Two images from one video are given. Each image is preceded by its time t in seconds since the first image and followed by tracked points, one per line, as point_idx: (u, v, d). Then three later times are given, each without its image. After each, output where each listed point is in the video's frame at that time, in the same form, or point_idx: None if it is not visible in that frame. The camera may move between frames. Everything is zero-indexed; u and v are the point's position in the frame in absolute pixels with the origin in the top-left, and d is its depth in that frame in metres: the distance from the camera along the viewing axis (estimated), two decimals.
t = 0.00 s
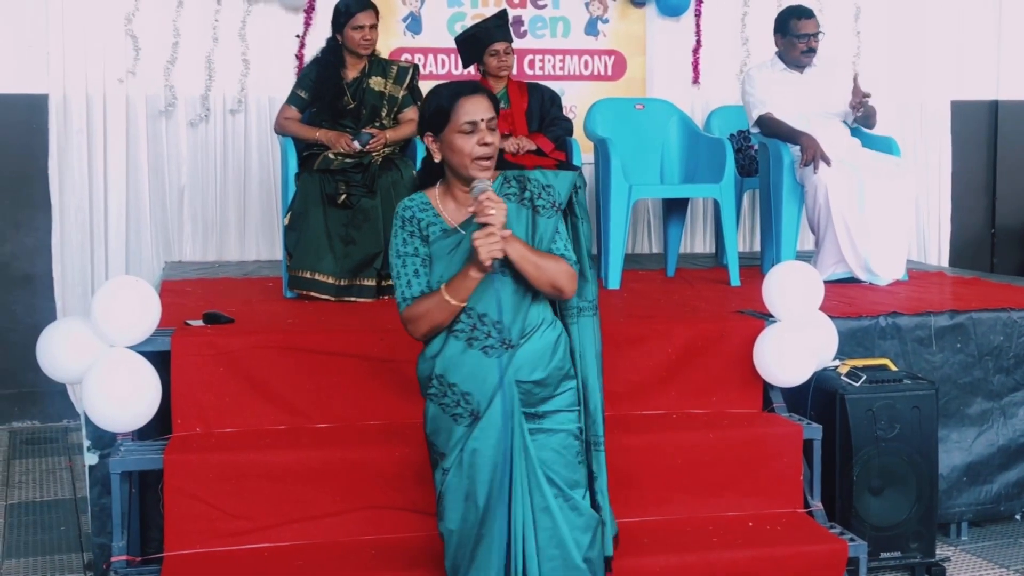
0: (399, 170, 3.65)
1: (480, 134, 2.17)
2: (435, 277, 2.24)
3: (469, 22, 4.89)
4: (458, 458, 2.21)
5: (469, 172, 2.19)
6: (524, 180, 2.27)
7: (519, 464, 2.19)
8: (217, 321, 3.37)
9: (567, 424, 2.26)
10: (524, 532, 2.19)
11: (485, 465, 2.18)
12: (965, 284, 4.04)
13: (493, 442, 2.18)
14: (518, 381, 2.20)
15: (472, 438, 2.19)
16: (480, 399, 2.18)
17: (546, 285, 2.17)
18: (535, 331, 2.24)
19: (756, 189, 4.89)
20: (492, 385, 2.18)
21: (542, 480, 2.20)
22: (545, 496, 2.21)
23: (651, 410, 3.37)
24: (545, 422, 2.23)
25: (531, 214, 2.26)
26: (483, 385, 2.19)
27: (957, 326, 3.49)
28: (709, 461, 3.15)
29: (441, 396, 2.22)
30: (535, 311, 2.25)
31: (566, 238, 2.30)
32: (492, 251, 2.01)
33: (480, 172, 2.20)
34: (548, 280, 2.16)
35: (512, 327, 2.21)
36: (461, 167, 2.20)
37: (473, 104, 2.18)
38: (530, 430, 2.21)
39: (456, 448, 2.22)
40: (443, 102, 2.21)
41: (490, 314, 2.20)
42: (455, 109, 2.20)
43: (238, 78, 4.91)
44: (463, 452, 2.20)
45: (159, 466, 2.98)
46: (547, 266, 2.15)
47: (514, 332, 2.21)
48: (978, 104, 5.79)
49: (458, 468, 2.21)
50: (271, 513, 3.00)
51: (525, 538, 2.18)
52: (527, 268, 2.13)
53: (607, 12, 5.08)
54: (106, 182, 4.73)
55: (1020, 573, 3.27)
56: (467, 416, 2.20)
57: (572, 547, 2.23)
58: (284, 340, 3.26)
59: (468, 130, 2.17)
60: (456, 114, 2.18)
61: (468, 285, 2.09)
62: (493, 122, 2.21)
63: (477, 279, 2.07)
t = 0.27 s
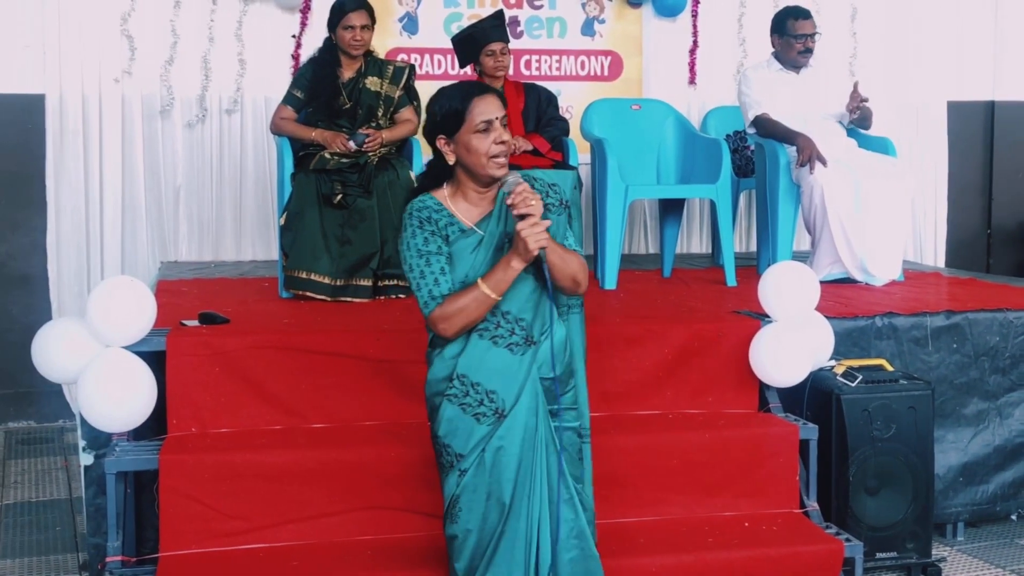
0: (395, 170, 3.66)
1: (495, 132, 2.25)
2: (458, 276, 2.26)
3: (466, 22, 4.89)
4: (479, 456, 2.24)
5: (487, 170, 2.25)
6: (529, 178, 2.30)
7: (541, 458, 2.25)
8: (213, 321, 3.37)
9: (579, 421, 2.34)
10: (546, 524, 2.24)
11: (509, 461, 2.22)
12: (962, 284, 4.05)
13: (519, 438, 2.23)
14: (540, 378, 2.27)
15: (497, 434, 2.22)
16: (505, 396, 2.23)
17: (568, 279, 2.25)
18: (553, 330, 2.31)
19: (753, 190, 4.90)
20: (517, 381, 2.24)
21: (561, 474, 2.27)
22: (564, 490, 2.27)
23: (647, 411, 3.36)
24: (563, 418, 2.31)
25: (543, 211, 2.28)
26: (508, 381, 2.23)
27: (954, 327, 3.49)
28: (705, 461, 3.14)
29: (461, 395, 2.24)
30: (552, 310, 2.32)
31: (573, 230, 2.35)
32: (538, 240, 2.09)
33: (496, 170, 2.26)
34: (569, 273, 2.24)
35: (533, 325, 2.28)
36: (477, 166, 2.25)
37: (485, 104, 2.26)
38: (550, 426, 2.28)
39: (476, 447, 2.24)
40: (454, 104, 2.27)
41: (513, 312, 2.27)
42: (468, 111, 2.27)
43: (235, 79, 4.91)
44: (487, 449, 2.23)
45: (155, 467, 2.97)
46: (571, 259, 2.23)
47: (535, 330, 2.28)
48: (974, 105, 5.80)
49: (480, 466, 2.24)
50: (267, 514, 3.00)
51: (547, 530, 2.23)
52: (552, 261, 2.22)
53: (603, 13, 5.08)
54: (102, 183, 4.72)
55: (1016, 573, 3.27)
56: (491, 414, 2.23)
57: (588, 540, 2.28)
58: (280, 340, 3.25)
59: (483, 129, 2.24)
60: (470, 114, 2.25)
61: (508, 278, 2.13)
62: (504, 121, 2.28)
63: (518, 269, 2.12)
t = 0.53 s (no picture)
0: (382, 170, 3.64)
1: (512, 132, 2.22)
2: (474, 272, 2.26)
3: (453, 22, 4.89)
4: (493, 453, 2.24)
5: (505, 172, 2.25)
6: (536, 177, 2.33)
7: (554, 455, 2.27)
8: (199, 321, 3.36)
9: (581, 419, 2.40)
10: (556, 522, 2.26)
11: (523, 458, 2.23)
12: (947, 284, 4.06)
13: (534, 434, 2.24)
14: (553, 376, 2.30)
15: (512, 431, 2.23)
16: (522, 393, 2.24)
17: (579, 278, 2.31)
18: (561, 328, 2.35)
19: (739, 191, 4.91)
20: (532, 378, 2.25)
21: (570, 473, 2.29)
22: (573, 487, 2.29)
23: (634, 411, 3.37)
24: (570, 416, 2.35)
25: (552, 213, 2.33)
26: (526, 378, 2.25)
27: (939, 327, 3.51)
28: (691, 461, 3.15)
29: (476, 392, 2.24)
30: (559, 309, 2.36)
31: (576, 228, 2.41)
32: (564, 238, 2.11)
33: (514, 168, 2.24)
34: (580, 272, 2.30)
35: (546, 323, 2.30)
36: (496, 165, 2.24)
37: (500, 103, 2.23)
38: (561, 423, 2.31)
39: (489, 443, 2.24)
40: (469, 103, 2.24)
41: (528, 309, 2.28)
42: (483, 111, 2.23)
43: (222, 79, 4.90)
44: (502, 446, 2.23)
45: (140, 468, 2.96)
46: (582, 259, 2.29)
47: (548, 328, 2.31)
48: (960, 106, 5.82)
49: (493, 462, 2.24)
50: (252, 514, 2.99)
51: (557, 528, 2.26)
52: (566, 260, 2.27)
53: (591, 13, 5.09)
54: (88, 183, 4.70)
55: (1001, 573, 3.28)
56: (507, 411, 2.24)
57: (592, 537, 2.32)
58: (266, 341, 3.25)
59: (499, 129, 2.22)
60: (486, 114, 2.22)
61: (530, 276, 2.14)
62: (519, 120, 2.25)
63: (541, 267, 2.13)
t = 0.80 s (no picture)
0: (363, 170, 3.65)
1: (513, 141, 2.21)
2: (483, 272, 2.25)
3: (434, 22, 4.88)
4: (505, 452, 2.25)
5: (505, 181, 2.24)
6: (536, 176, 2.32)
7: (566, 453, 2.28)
8: (178, 322, 3.34)
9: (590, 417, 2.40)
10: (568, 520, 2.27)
11: (536, 456, 2.24)
12: (926, 284, 4.08)
13: (546, 432, 2.25)
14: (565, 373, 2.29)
15: (525, 429, 2.24)
16: (535, 392, 2.24)
17: (586, 276, 2.33)
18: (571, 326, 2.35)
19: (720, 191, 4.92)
20: (545, 376, 2.26)
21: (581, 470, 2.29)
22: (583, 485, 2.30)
23: (614, 411, 3.37)
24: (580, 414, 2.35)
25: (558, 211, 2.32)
26: (537, 377, 2.25)
27: (918, 326, 3.52)
28: (672, 461, 3.15)
29: (490, 391, 2.23)
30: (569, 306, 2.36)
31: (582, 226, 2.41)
32: (571, 237, 2.12)
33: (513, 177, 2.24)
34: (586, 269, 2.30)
35: (557, 320, 2.30)
36: (496, 174, 2.24)
37: (504, 111, 2.21)
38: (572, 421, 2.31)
39: (501, 442, 2.25)
40: (473, 110, 2.23)
41: (539, 307, 2.27)
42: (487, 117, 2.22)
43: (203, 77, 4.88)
44: (514, 445, 2.25)
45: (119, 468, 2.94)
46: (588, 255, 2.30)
47: (559, 325, 2.30)
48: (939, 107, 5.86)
49: (505, 461, 2.25)
50: (231, 515, 2.98)
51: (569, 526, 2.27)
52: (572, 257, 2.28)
53: (572, 13, 5.09)
54: (68, 183, 4.68)
55: (980, 572, 3.29)
56: (520, 409, 2.24)
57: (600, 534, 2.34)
58: (245, 340, 3.23)
59: (500, 138, 2.21)
60: (489, 121, 2.21)
61: (539, 273, 2.15)
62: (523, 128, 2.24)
63: (549, 266, 2.14)
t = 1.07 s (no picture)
0: (342, 167, 3.65)
1: (517, 137, 2.18)
2: (487, 269, 2.24)
3: (414, 19, 4.87)
4: (512, 448, 2.25)
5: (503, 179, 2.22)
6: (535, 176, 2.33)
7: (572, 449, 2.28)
8: (154, 320, 3.31)
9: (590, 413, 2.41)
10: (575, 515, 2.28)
11: (542, 452, 2.25)
12: (904, 282, 4.11)
13: (553, 428, 2.26)
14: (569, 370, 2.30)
15: (532, 426, 2.24)
16: (542, 388, 2.24)
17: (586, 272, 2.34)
18: (573, 323, 2.35)
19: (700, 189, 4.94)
20: (551, 373, 2.26)
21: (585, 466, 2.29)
22: (588, 480, 2.30)
23: (593, 409, 3.37)
24: (583, 411, 2.36)
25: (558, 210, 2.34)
26: (544, 374, 2.25)
27: (896, 324, 3.53)
28: (651, 459, 3.15)
29: (497, 389, 2.23)
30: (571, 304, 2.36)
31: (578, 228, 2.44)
32: (576, 229, 2.13)
33: (513, 174, 2.21)
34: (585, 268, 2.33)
35: (560, 317, 2.30)
36: (496, 170, 2.21)
37: (511, 107, 2.19)
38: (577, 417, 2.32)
39: (507, 439, 2.25)
40: (479, 104, 2.20)
41: (544, 304, 2.27)
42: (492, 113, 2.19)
43: (180, 74, 4.86)
44: (521, 441, 2.25)
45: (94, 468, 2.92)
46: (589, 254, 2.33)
47: (563, 322, 2.30)
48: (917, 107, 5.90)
49: (512, 458, 2.26)
50: (209, 515, 2.96)
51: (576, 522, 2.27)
52: (574, 255, 2.31)
53: (551, 12, 5.09)
54: (45, 181, 4.64)
55: (957, 569, 3.31)
56: (526, 406, 2.24)
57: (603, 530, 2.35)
58: (222, 340, 3.21)
59: (504, 134, 2.18)
60: (494, 116, 2.18)
61: (544, 267, 2.14)
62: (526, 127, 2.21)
63: (553, 259, 2.14)
